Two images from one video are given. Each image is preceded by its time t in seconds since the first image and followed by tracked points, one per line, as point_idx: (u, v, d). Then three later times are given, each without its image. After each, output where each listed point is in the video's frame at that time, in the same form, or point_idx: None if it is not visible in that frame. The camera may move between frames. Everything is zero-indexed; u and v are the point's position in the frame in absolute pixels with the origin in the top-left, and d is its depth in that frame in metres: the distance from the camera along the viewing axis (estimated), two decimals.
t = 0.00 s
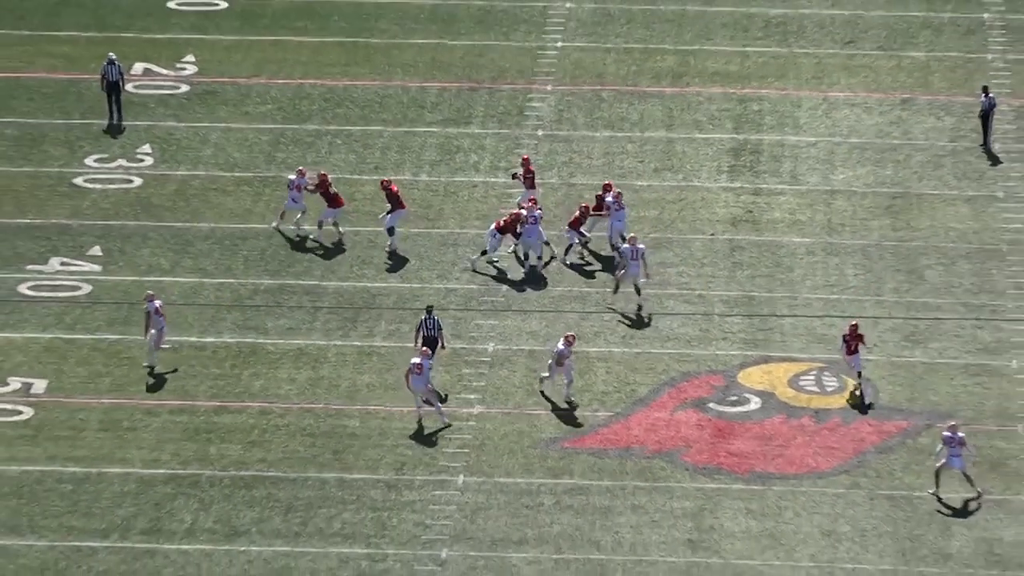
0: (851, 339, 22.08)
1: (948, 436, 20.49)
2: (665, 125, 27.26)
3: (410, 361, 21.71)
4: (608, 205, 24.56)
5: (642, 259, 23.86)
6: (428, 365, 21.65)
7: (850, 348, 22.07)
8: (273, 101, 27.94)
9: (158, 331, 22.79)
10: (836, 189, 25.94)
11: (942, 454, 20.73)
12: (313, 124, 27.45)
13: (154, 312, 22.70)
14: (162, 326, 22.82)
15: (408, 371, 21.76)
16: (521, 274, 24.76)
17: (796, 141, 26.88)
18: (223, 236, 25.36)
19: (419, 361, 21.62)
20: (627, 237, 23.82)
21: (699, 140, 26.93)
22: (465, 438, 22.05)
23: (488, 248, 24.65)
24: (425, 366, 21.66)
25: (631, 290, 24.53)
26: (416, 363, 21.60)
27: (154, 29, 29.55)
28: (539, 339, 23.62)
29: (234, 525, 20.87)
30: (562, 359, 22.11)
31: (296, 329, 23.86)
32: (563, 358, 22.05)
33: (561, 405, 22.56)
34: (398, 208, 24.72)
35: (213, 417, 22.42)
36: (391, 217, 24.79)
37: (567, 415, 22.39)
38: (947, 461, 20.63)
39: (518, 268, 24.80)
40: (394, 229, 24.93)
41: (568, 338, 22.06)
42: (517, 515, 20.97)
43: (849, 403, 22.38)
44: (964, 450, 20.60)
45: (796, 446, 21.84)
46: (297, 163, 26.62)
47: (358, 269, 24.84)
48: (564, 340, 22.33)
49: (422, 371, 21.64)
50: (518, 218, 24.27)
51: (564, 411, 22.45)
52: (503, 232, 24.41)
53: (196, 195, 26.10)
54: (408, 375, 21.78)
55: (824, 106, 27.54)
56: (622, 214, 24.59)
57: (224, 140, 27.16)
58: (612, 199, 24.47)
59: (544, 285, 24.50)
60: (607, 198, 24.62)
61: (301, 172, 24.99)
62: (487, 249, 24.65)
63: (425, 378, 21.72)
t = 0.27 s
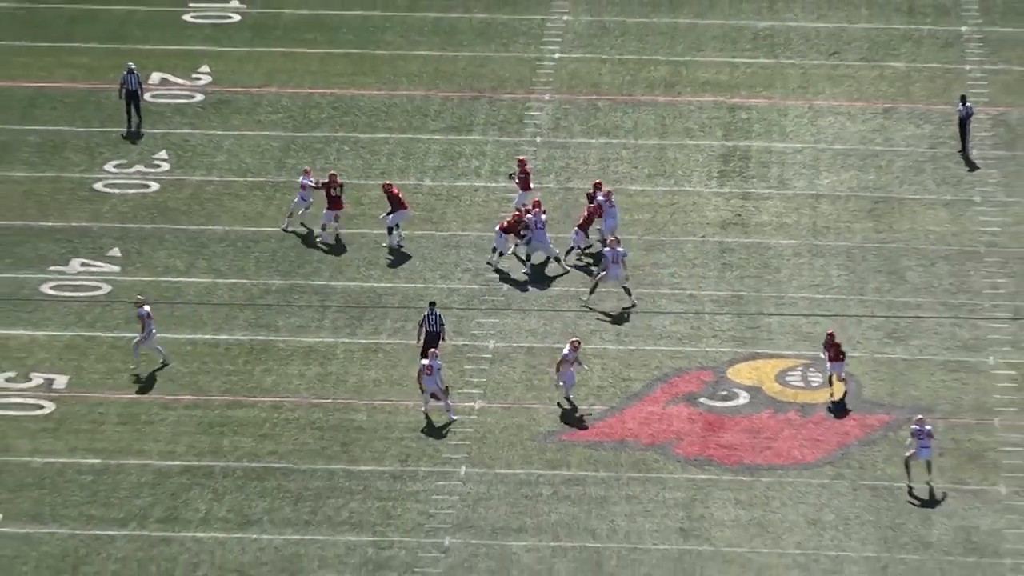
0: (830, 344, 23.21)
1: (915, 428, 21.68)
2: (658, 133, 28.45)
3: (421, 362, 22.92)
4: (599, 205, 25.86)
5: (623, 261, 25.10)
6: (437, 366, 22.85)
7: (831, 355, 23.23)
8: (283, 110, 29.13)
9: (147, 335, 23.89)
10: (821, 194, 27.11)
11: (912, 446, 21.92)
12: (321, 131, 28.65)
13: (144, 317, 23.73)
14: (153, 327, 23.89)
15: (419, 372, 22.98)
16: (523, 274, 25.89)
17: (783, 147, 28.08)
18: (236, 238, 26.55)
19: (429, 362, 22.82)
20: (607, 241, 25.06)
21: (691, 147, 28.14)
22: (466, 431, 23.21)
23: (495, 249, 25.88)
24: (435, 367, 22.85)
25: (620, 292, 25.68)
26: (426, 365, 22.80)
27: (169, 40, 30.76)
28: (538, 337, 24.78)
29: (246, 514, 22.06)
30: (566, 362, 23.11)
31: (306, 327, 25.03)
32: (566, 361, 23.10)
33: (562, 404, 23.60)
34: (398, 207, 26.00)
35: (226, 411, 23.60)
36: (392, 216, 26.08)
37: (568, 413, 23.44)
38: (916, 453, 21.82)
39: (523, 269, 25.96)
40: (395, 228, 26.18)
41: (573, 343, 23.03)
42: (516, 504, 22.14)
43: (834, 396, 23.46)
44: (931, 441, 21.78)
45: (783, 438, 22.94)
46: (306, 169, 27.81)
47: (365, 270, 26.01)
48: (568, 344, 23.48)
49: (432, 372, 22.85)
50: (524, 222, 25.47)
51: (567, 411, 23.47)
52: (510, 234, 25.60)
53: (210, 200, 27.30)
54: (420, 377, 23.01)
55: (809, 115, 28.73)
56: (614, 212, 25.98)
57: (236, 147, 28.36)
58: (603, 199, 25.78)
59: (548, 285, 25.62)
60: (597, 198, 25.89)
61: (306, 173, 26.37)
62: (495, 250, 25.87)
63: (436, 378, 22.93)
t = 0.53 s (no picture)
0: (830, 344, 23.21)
1: (915, 428, 21.68)
2: (658, 133, 28.46)
3: (421, 362, 22.91)
4: (599, 204, 25.85)
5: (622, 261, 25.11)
6: (437, 366, 22.83)
7: (831, 355, 23.23)
8: (283, 110, 29.14)
9: (147, 335, 23.88)
10: (821, 194, 27.11)
11: (912, 446, 21.91)
12: (321, 131, 28.65)
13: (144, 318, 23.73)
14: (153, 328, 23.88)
15: (420, 372, 22.98)
16: (523, 274, 25.89)
17: (783, 147, 28.08)
18: (236, 238, 26.55)
19: (429, 362, 22.81)
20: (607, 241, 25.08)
21: (691, 147, 28.15)
22: (466, 431, 23.21)
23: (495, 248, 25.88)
24: (435, 366, 22.84)
25: (619, 291, 25.68)
26: (426, 365, 22.80)
27: (170, 40, 30.75)
28: (538, 336, 24.78)
29: (246, 514, 22.06)
30: (566, 362, 23.11)
31: (306, 327, 25.04)
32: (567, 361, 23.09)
33: (562, 404, 23.60)
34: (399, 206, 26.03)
35: (226, 411, 23.60)
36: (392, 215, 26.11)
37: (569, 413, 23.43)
38: (916, 453, 21.82)
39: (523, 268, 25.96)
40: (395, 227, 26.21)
41: (574, 342, 23.03)
42: (516, 504, 22.14)
43: (834, 396, 23.46)
44: (931, 441, 21.78)
45: (783, 438, 22.93)
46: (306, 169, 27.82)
47: (365, 270, 26.01)
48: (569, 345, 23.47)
49: (432, 372, 22.85)
50: (525, 221, 25.47)
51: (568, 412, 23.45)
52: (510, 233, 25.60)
53: (210, 200, 27.30)
54: (420, 377, 23.01)
55: (809, 115, 28.73)
56: (614, 212, 25.99)
57: (236, 147, 28.36)
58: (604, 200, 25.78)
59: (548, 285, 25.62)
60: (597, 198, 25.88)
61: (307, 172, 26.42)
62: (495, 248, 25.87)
63: (436, 378, 22.93)
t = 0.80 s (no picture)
0: (830, 344, 23.21)
1: (915, 428, 21.67)
2: (658, 133, 28.46)
3: (421, 363, 22.91)
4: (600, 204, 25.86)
5: (622, 261, 25.12)
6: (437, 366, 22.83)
7: (831, 355, 23.23)
8: (283, 110, 29.14)
9: (147, 335, 23.88)
10: (821, 194, 27.12)
11: (912, 446, 21.91)
12: (322, 131, 28.66)
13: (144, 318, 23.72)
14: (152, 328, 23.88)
15: (420, 372, 22.97)
16: (523, 274, 25.88)
17: (783, 147, 28.09)
18: (236, 238, 26.55)
19: (429, 362, 22.81)
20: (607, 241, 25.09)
21: (691, 147, 28.16)
22: (466, 430, 23.21)
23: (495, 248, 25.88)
24: (435, 367, 22.84)
25: (619, 291, 25.68)
26: (426, 365, 22.79)
27: (170, 40, 30.76)
28: (537, 336, 24.78)
29: (246, 514, 22.06)
30: (566, 362, 23.11)
31: (306, 327, 25.04)
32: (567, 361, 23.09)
33: (562, 404, 23.59)
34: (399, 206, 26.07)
35: (226, 411, 23.60)
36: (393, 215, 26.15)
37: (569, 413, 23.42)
38: (916, 453, 21.81)
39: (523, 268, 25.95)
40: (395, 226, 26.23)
41: (575, 342, 23.02)
42: (516, 504, 22.14)
43: (834, 396, 23.45)
44: (931, 440, 21.78)
45: (783, 438, 22.93)
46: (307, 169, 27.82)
47: (365, 270, 26.01)
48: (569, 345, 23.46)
49: (433, 372, 22.85)
50: (525, 221, 25.47)
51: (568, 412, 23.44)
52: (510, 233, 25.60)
53: (210, 200, 27.30)
54: (420, 377, 23.00)
55: (809, 115, 28.73)
56: (614, 212, 25.99)
57: (236, 147, 28.37)
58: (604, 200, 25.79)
59: (548, 285, 25.62)
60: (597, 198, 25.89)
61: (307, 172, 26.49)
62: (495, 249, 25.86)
63: (436, 378, 22.93)
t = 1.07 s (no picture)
0: (830, 344, 23.20)
1: (915, 428, 21.68)
2: (658, 133, 28.46)
3: (421, 363, 22.91)
4: (600, 204, 25.86)
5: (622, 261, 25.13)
6: (437, 366, 22.83)
7: (831, 355, 23.22)
8: (283, 110, 29.14)
9: (147, 335, 23.89)
10: (821, 194, 27.12)
11: (912, 446, 21.91)
12: (322, 131, 28.66)
13: (144, 317, 23.72)
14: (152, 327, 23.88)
15: (420, 372, 22.97)
16: (523, 274, 25.89)
17: (783, 147, 28.08)
18: (235, 238, 26.56)
19: (429, 362, 22.80)
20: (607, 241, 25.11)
21: (691, 147, 28.16)
22: (466, 430, 23.21)
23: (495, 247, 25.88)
24: (435, 366, 22.84)
25: (620, 291, 25.67)
26: (427, 365, 22.79)
27: (170, 40, 30.75)
28: (537, 336, 24.79)
29: (246, 514, 22.06)
30: (566, 362, 23.10)
31: (306, 327, 25.05)
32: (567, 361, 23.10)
33: (562, 404, 23.59)
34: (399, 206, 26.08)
35: (226, 411, 23.60)
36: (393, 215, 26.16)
37: (568, 413, 23.42)
38: (916, 452, 21.82)
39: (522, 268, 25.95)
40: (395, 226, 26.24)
41: (575, 343, 23.02)
42: (516, 504, 22.14)
43: (834, 396, 23.45)
44: (931, 440, 21.78)
45: (783, 438, 22.93)
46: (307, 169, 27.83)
47: (365, 270, 26.01)
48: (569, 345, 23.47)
49: (433, 372, 22.85)
50: (525, 222, 25.47)
51: (568, 412, 23.44)
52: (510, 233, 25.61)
53: (210, 200, 27.30)
54: (420, 377, 23.00)
55: (809, 115, 28.73)
56: (614, 212, 25.99)
57: (236, 147, 28.37)
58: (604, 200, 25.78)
59: (548, 285, 25.62)
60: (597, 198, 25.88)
61: (308, 172, 26.52)
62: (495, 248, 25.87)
63: (436, 378, 22.93)
